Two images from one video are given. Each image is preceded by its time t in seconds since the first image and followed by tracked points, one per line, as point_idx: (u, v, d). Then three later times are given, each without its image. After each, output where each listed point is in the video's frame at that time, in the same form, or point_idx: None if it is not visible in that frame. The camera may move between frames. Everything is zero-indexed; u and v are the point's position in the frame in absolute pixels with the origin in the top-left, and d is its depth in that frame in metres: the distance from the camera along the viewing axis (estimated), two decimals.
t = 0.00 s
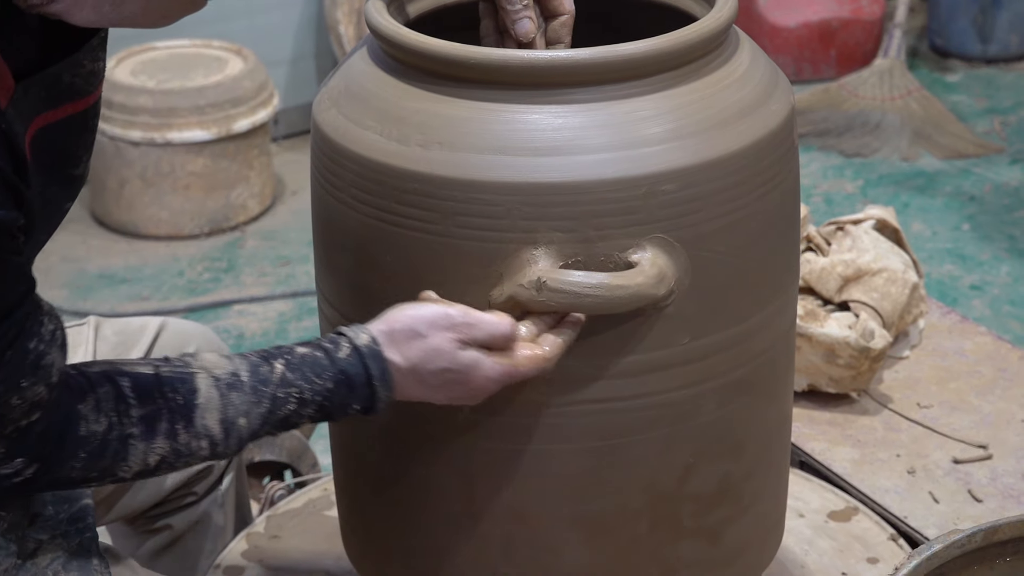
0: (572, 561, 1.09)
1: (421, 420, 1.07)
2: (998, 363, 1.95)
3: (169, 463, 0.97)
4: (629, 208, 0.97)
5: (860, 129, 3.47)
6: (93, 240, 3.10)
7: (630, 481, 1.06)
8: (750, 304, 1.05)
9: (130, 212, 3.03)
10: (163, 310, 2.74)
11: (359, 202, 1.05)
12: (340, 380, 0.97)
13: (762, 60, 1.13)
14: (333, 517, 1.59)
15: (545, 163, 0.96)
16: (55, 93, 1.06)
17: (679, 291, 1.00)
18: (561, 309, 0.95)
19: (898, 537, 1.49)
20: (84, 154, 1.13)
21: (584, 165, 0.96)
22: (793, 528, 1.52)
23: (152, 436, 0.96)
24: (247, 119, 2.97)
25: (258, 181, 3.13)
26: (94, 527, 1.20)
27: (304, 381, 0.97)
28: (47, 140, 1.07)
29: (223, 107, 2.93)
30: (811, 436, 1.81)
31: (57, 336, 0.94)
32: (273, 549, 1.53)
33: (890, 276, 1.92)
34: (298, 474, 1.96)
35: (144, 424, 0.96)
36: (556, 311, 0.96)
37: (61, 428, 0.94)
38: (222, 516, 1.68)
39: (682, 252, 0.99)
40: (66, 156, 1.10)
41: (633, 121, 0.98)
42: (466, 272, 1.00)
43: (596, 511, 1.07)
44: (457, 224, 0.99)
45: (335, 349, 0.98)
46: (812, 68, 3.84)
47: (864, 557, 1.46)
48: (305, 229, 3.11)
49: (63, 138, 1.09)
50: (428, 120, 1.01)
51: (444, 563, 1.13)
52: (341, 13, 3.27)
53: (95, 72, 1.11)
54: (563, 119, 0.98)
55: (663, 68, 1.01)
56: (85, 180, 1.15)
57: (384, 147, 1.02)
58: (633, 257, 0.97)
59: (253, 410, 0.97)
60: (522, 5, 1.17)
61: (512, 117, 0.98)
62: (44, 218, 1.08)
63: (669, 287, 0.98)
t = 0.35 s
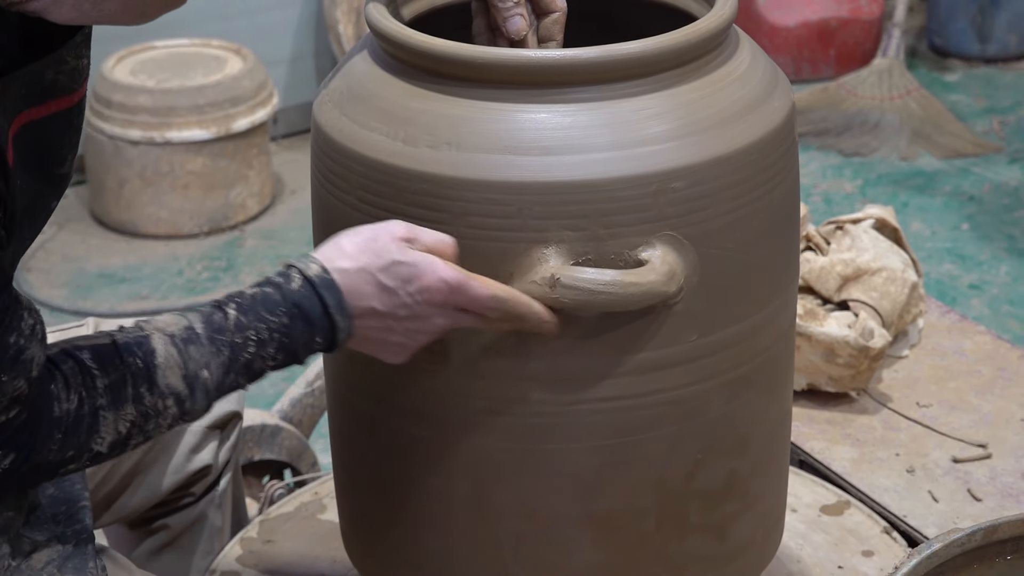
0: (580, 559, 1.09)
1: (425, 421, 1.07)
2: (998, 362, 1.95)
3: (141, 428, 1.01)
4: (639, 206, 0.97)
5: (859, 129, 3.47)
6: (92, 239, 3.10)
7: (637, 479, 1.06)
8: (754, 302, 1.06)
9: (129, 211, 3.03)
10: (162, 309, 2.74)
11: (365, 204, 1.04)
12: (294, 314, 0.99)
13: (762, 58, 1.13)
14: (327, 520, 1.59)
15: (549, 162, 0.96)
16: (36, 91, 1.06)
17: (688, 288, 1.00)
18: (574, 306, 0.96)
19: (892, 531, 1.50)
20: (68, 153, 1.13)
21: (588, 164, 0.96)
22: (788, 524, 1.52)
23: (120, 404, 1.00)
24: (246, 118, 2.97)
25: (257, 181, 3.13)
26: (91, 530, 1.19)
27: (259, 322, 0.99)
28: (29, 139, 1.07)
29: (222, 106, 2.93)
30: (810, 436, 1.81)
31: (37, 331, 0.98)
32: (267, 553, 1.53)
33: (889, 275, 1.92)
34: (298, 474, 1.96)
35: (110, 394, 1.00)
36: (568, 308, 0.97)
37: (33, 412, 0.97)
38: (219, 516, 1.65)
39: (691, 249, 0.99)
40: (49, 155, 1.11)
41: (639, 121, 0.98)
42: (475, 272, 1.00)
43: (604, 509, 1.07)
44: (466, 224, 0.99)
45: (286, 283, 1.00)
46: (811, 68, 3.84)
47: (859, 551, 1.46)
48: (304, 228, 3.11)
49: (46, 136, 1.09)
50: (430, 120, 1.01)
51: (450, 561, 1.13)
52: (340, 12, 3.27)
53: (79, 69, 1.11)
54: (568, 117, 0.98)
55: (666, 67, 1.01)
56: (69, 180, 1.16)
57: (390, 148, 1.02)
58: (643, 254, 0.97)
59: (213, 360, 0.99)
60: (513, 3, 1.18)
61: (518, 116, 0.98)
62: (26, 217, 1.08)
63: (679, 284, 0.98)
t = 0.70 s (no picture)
0: (579, 559, 1.09)
1: (425, 421, 1.07)
2: (996, 362, 1.95)
3: (105, 452, 1.00)
4: (639, 206, 0.97)
5: (856, 130, 3.47)
6: (90, 240, 3.10)
7: (636, 478, 1.06)
8: (752, 302, 1.06)
9: (128, 211, 3.03)
10: (161, 309, 2.73)
11: (365, 205, 1.04)
12: (259, 343, 1.00)
13: (759, 58, 1.13)
14: (324, 520, 1.59)
15: (549, 162, 0.97)
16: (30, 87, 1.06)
17: (687, 289, 1.00)
18: (573, 306, 0.95)
19: (888, 530, 1.50)
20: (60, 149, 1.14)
21: (587, 164, 0.96)
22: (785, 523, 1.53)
23: (84, 423, 0.98)
24: (245, 119, 2.97)
25: (256, 181, 3.13)
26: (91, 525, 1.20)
27: (227, 347, 1.00)
28: (20, 136, 1.07)
29: (220, 107, 2.93)
30: (807, 436, 1.81)
31: (10, 338, 0.94)
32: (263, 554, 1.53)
33: (887, 276, 1.92)
34: (295, 475, 1.96)
35: (76, 411, 0.98)
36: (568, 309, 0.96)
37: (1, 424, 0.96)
38: (215, 516, 1.65)
39: (690, 249, 0.99)
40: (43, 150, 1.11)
41: (638, 121, 0.99)
42: (475, 273, 1.00)
43: (604, 509, 1.07)
44: (466, 225, 0.99)
45: (250, 312, 1.02)
46: (809, 69, 3.84)
47: (857, 550, 1.47)
48: (303, 229, 3.11)
49: (37, 133, 1.09)
50: (429, 120, 1.01)
51: (450, 561, 1.13)
52: (338, 13, 3.27)
53: (72, 65, 1.11)
54: (568, 118, 0.98)
55: (664, 68, 1.01)
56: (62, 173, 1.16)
57: (390, 149, 1.02)
58: (644, 254, 0.97)
59: (179, 386, 1.00)
60: None
61: (517, 116, 0.99)
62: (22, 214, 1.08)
63: (679, 284, 0.98)
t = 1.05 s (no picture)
0: (567, 560, 1.09)
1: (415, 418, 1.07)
2: (992, 362, 1.95)
3: (176, 504, 1.02)
4: (625, 207, 0.97)
5: (853, 129, 3.48)
6: (87, 240, 3.10)
7: (623, 480, 1.06)
8: (744, 302, 1.06)
9: (124, 212, 3.03)
10: (158, 309, 2.73)
11: (355, 202, 1.05)
12: (346, 447, 1.05)
13: (755, 59, 1.13)
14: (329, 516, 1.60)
15: (540, 162, 0.96)
16: (52, 91, 1.07)
17: (673, 290, 1.00)
18: (559, 309, 0.96)
19: (893, 538, 1.50)
20: (79, 156, 1.14)
21: (577, 164, 0.96)
22: (788, 527, 1.53)
23: (166, 469, 1.01)
24: (241, 120, 2.97)
25: (253, 181, 3.13)
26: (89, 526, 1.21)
27: (313, 442, 1.04)
28: (45, 141, 1.07)
29: (217, 107, 2.92)
30: (804, 435, 1.81)
31: (65, 334, 0.98)
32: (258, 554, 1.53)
33: (883, 276, 1.92)
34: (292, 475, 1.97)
35: (160, 454, 1.01)
36: (554, 312, 0.97)
37: (82, 444, 0.98)
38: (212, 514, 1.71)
39: (677, 250, 0.99)
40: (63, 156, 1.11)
41: (627, 121, 0.98)
42: (462, 272, 1.00)
43: (592, 509, 1.07)
44: (456, 224, 0.99)
45: (345, 417, 1.06)
46: (805, 69, 3.84)
47: (858, 556, 1.47)
48: (299, 229, 3.11)
49: (60, 138, 1.10)
50: (421, 119, 1.01)
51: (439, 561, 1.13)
52: (335, 13, 3.26)
53: (91, 71, 1.12)
54: (559, 118, 0.98)
55: (657, 67, 1.01)
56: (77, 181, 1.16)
57: (380, 147, 1.02)
58: (628, 256, 0.97)
59: (263, 463, 1.04)
60: None
61: (506, 116, 0.98)
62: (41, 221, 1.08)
63: (664, 286, 0.98)
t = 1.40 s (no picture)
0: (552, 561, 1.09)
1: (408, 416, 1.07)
2: (991, 362, 1.95)
3: (139, 493, 0.98)
4: (609, 210, 0.97)
5: (851, 130, 3.48)
6: (85, 241, 3.10)
7: (610, 483, 1.06)
8: (739, 304, 1.06)
9: (123, 213, 3.03)
10: (157, 310, 2.73)
11: (349, 201, 1.05)
12: (314, 428, 0.99)
13: (754, 61, 1.13)
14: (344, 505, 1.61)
15: (535, 162, 0.96)
16: (37, 83, 1.06)
17: (658, 294, 1.00)
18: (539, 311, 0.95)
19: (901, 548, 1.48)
20: (67, 149, 1.13)
21: (572, 165, 0.96)
22: (794, 534, 1.52)
23: (127, 457, 0.98)
24: (240, 120, 2.97)
25: (251, 182, 3.13)
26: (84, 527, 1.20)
27: (280, 423, 1.00)
28: (30, 133, 1.07)
29: (215, 108, 2.92)
30: (803, 436, 1.81)
31: (37, 333, 0.97)
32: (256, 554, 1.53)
33: (882, 276, 1.92)
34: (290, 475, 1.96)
35: (121, 444, 0.98)
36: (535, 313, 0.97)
37: (41, 438, 0.96)
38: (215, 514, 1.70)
39: (663, 255, 0.99)
40: (48, 150, 1.10)
41: (624, 121, 0.98)
42: (455, 272, 1.00)
43: (578, 512, 1.07)
44: (450, 224, 0.99)
45: (313, 398, 1.01)
46: (804, 69, 3.84)
47: (864, 567, 1.45)
48: (298, 230, 3.11)
49: (46, 131, 1.09)
50: (416, 119, 1.01)
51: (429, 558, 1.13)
52: (333, 14, 3.27)
53: (77, 63, 1.11)
54: (554, 118, 0.98)
55: (654, 68, 1.01)
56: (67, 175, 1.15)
57: (375, 146, 1.02)
58: (612, 258, 0.97)
59: (226, 447, 0.99)
60: None
61: (501, 117, 0.98)
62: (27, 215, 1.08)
63: (648, 289, 0.97)
